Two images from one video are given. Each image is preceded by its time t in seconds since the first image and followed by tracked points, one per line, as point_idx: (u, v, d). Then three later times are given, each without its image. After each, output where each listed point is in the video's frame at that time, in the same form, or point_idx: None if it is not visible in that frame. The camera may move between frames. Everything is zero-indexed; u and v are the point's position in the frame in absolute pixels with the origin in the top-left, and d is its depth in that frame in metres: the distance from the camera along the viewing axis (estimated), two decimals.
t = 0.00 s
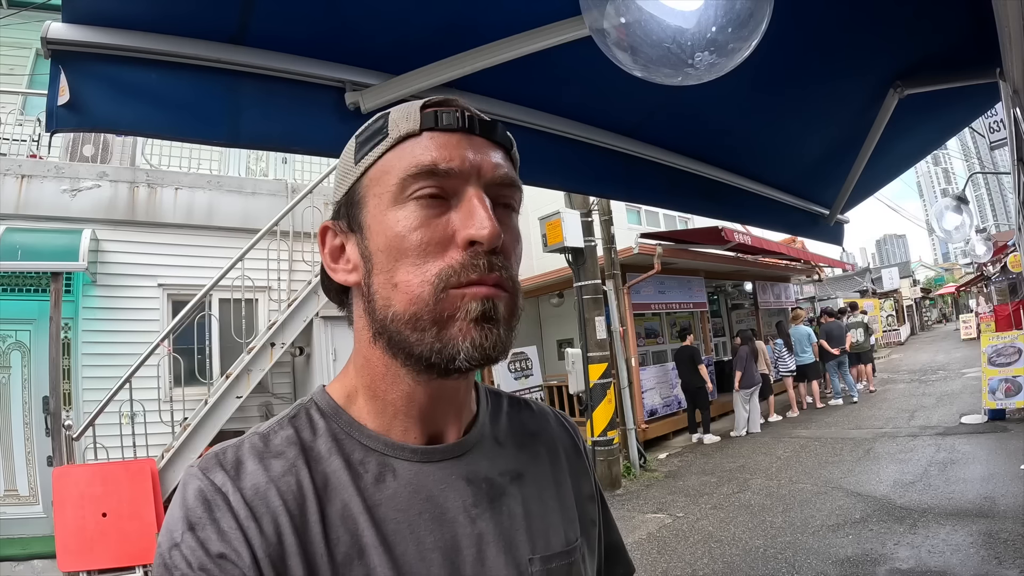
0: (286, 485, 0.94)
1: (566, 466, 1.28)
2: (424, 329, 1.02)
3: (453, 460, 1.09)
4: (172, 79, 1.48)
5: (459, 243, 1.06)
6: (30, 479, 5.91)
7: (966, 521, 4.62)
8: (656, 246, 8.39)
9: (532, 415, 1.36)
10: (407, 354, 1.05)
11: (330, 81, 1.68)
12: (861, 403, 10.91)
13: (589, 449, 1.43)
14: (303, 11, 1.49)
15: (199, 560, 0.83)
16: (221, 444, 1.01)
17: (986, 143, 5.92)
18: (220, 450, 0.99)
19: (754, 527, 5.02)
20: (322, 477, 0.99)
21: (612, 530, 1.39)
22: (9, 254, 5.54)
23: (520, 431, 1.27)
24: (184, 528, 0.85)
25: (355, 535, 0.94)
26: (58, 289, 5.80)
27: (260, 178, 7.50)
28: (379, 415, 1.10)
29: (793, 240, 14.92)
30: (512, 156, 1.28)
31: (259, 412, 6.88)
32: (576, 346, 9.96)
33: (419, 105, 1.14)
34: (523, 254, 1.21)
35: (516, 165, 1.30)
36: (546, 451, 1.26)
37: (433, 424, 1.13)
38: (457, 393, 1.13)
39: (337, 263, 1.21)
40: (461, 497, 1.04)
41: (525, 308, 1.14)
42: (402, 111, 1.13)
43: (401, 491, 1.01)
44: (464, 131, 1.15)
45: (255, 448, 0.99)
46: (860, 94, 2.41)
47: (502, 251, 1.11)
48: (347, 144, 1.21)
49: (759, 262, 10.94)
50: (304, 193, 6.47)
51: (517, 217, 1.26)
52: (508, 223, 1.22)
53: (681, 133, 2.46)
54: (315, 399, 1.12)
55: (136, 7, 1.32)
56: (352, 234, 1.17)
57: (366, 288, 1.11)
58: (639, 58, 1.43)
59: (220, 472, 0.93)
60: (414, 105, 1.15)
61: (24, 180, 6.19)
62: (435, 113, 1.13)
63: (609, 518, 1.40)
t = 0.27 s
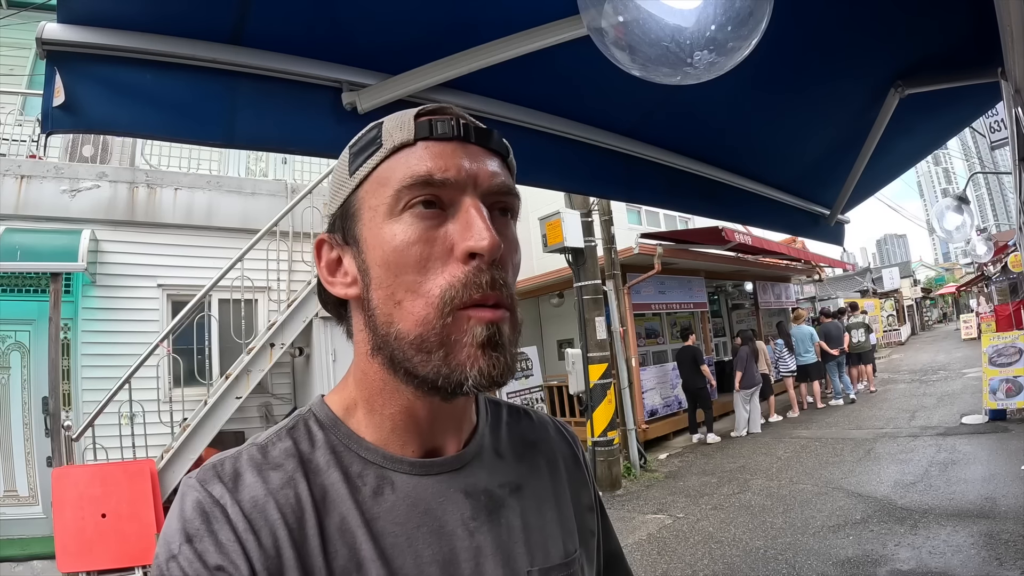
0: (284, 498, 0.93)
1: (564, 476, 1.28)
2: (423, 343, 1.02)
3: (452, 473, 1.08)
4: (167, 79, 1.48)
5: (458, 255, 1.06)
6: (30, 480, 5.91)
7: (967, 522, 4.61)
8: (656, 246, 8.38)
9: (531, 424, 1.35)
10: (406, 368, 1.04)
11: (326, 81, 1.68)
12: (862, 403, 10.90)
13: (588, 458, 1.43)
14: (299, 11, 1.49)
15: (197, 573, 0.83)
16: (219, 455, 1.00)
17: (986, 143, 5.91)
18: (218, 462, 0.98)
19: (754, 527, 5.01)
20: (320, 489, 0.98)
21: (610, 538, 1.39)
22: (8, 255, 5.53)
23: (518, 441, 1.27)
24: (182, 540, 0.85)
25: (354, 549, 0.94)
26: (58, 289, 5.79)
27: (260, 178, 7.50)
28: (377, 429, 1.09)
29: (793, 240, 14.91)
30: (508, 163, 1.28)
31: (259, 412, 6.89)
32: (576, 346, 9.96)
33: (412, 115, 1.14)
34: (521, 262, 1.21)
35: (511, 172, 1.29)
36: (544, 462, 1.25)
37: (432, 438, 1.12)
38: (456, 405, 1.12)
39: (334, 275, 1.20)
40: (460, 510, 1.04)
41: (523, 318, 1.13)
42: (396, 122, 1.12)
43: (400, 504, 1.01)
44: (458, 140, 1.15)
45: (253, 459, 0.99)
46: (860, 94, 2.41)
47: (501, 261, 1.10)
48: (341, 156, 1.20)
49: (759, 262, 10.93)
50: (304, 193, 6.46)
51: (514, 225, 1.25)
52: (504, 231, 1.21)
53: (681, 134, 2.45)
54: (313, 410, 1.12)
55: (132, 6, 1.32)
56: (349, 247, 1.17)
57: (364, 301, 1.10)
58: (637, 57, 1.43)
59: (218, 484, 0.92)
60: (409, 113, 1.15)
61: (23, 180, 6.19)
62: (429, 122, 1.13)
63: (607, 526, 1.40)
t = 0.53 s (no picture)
0: (287, 498, 0.94)
1: (564, 476, 1.28)
2: (427, 343, 1.02)
3: (454, 473, 1.09)
4: (167, 82, 1.48)
5: (461, 254, 1.06)
6: (30, 480, 5.92)
7: (967, 522, 4.61)
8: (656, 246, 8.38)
9: (532, 425, 1.36)
10: (410, 368, 1.04)
11: (325, 84, 1.68)
12: (861, 404, 10.91)
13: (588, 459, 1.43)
14: (297, 14, 1.49)
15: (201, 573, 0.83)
16: (222, 455, 1.00)
17: (987, 144, 5.91)
18: (221, 462, 0.99)
19: (754, 528, 5.02)
20: (323, 489, 0.99)
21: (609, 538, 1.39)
22: (8, 256, 5.52)
23: (519, 442, 1.27)
24: (185, 540, 0.86)
25: (356, 548, 0.95)
26: (58, 290, 5.79)
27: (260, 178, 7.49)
28: (380, 427, 1.09)
29: (793, 240, 14.91)
30: (510, 166, 1.28)
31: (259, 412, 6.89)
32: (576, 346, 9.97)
33: (417, 118, 1.14)
34: (523, 263, 1.21)
35: (514, 175, 1.30)
36: (545, 462, 1.26)
37: (434, 437, 1.12)
38: (459, 406, 1.12)
39: (338, 276, 1.20)
40: (461, 509, 1.04)
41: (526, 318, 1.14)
42: (401, 124, 1.13)
43: (402, 504, 1.01)
44: (463, 143, 1.15)
45: (256, 459, 0.99)
46: (861, 95, 2.41)
47: (503, 261, 1.11)
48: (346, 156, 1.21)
49: (759, 263, 10.93)
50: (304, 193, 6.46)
51: (517, 226, 1.26)
52: (507, 233, 1.22)
53: (680, 135, 2.45)
54: (317, 409, 1.12)
55: (130, 10, 1.32)
56: (353, 246, 1.17)
57: (368, 301, 1.11)
58: (635, 61, 1.43)
59: (221, 484, 0.93)
60: (412, 117, 1.15)
61: (23, 181, 6.19)
62: (434, 125, 1.13)
63: (605, 526, 1.40)
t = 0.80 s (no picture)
0: (284, 494, 0.94)
1: (561, 473, 1.28)
2: (423, 339, 1.03)
3: (450, 470, 1.09)
4: (165, 83, 1.48)
5: (453, 250, 1.07)
6: (30, 480, 5.93)
7: (966, 522, 4.62)
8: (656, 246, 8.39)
9: (529, 423, 1.36)
10: (404, 364, 1.05)
11: (322, 86, 1.69)
12: (862, 404, 10.91)
13: (586, 456, 1.43)
14: (295, 15, 1.50)
15: (197, 567, 0.84)
16: (220, 450, 1.01)
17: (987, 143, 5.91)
18: (218, 457, 0.99)
19: (753, 528, 5.02)
20: (319, 485, 0.99)
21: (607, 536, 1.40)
22: (8, 256, 5.54)
23: (516, 439, 1.27)
24: (181, 535, 0.86)
25: (351, 545, 0.95)
26: (58, 291, 5.79)
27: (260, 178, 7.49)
28: (375, 426, 1.10)
29: (793, 240, 14.91)
30: (499, 161, 1.29)
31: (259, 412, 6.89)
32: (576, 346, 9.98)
33: (405, 115, 1.15)
34: (516, 258, 1.22)
35: (502, 170, 1.30)
36: (542, 459, 1.26)
37: (430, 435, 1.12)
38: (455, 400, 1.13)
39: (331, 275, 1.21)
40: (457, 507, 1.05)
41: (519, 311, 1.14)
42: (389, 122, 1.13)
43: (398, 501, 1.01)
44: (451, 139, 1.16)
45: (253, 454, 1.00)
46: (858, 95, 2.42)
47: (496, 255, 1.11)
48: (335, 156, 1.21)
49: (759, 263, 10.93)
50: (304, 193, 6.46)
51: (507, 221, 1.26)
52: (498, 227, 1.22)
53: (678, 135, 2.45)
54: (313, 407, 1.13)
55: (128, 12, 1.33)
56: (346, 246, 1.17)
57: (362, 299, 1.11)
58: (630, 63, 1.43)
59: (218, 480, 0.93)
60: (401, 114, 1.15)
61: (24, 182, 6.20)
62: (421, 122, 1.13)
63: (603, 524, 1.41)
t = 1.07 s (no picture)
0: (281, 495, 0.94)
1: (560, 472, 1.28)
2: (421, 336, 1.03)
3: (447, 470, 1.10)
4: (165, 84, 1.48)
5: (452, 246, 1.07)
6: (30, 479, 5.92)
7: (965, 522, 4.63)
8: (656, 246, 8.39)
9: (529, 422, 1.37)
10: (402, 362, 1.05)
11: (322, 85, 1.69)
12: (861, 403, 10.92)
13: (586, 457, 1.43)
14: (295, 15, 1.50)
15: (194, 569, 0.84)
16: (217, 451, 1.01)
17: (987, 143, 5.92)
18: (216, 458, 1.00)
19: (753, 527, 5.03)
20: (317, 487, 0.99)
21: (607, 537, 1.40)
22: (9, 256, 5.54)
23: (515, 439, 1.28)
24: (178, 536, 0.87)
25: (349, 546, 0.95)
26: (58, 291, 5.80)
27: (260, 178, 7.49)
28: (372, 423, 1.10)
29: (794, 240, 14.90)
30: (498, 157, 1.29)
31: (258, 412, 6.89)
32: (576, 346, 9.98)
33: (403, 112, 1.15)
34: (515, 254, 1.22)
35: (501, 167, 1.31)
36: (541, 459, 1.26)
37: (427, 435, 1.13)
38: (451, 398, 1.13)
39: (328, 274, 1.21)
40: (455, 508, 1.05)
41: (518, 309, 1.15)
42: (387, 119, 1.13)
43: (395, 502, 1.02)
44: (450, 136, 1.16)
45: (250, 455, 1.00)
46: (857, 95, 2.42)
47: (495, 252, 1.12)
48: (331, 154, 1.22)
49: (760, 262, 10.93)
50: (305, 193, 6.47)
51: (506, 218, 1.27)
52: (497, 224, 1.23)
53: (678, 135, 2.46)
54: (310, 406, 1.13)
55: (128, 11, 1.33)
56: (342, 244, 1.18)
57: (359, 297, 1.11)
58: (627, 63, 1.44)
59: (215, 481, 0.94)
60: (398, 111, 1.16)
61: (24, 182, 6.20)
62: (420, 119, 1.14)
63: (604, 524, 1.41)
